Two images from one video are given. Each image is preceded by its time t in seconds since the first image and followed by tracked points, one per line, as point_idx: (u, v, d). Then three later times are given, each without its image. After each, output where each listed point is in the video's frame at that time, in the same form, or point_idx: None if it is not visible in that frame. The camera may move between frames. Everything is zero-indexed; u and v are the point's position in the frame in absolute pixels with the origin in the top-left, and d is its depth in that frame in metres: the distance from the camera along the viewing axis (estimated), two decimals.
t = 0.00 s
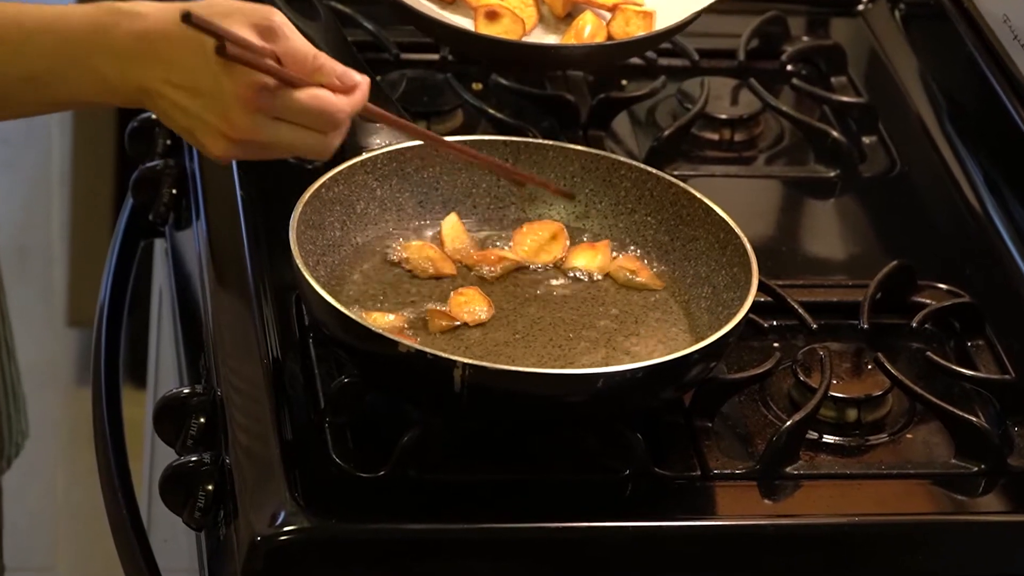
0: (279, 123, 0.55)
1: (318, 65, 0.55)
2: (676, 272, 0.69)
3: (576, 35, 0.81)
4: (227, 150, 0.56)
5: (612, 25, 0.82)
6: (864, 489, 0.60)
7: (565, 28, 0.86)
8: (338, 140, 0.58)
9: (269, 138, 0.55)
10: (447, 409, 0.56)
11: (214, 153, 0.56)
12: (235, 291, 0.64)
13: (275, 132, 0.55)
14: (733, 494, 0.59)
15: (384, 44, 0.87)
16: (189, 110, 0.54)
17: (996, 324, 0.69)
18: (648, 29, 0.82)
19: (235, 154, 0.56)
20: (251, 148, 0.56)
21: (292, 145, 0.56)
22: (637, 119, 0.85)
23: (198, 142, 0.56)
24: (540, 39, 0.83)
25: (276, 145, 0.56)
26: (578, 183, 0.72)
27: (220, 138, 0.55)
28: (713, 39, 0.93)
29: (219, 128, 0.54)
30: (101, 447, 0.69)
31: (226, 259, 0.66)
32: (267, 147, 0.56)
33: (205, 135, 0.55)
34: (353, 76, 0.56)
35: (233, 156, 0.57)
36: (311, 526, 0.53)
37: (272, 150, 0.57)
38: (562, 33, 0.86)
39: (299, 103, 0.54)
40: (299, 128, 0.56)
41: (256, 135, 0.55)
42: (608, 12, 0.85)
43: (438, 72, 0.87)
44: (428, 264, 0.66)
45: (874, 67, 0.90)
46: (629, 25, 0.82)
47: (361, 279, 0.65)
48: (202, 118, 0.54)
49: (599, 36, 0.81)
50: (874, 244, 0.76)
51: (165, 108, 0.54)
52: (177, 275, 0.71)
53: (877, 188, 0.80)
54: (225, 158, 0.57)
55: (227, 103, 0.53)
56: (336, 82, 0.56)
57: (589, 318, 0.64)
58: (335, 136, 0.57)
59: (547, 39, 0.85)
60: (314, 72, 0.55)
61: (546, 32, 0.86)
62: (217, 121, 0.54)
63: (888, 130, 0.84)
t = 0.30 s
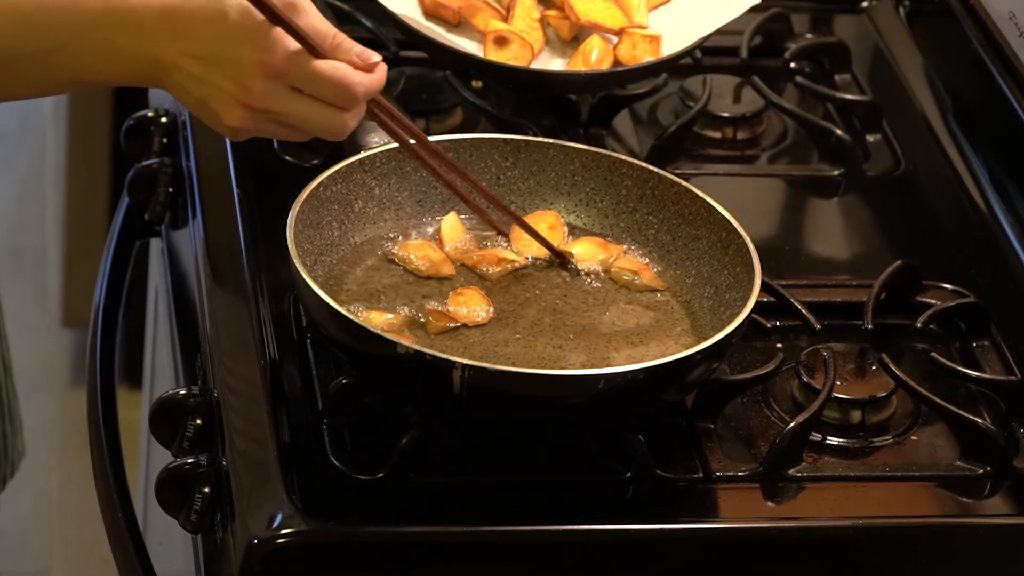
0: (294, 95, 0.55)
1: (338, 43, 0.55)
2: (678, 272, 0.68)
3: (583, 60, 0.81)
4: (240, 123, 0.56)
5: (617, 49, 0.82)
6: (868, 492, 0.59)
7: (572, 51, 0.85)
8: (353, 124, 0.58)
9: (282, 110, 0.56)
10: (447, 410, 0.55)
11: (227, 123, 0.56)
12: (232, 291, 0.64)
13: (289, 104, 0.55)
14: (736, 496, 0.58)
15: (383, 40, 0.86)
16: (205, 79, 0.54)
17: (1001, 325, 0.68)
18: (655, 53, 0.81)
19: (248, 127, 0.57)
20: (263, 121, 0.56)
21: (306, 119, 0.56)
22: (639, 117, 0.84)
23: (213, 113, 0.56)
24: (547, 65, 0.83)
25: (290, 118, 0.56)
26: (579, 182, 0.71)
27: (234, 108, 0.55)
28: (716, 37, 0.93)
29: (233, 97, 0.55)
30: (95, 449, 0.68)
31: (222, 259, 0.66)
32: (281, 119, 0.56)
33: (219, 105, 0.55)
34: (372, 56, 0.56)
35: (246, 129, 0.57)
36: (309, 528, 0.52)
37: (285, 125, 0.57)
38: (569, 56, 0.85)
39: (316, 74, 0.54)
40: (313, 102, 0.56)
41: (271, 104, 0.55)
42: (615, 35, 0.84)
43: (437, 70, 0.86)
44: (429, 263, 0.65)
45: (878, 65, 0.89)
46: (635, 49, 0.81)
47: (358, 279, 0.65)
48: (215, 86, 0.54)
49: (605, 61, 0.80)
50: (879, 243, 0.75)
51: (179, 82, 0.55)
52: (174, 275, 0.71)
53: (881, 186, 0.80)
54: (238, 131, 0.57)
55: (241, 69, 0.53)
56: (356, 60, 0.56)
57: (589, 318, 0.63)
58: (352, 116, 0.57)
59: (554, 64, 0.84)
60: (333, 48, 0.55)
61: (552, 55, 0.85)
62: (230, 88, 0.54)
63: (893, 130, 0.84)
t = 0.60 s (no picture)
0: (278, 108, 0.55)
1: (323, 52, 0.55)
2: (680, 271, 0.67)
3: (581, 59, 0.80)
4: (227, 135, 0.56)
5: (617, 48, 0.81)
6: (873, 494, 0.58)
7: (570, 51, 0.84)
8: (339, 131, 0.58)
9: (268, 122, 0.56)
10: (446, 411, 0.55)
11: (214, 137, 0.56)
12: (229, 289, 0.62)
13: (275, 117, 0.55)
14: (739, 499, 0.57)
15: (382, 38, 0.86)
16: (191, 92, 0.54)
17: (1007, 324, 0.68)
18: (654, 54, 0.81)
19: (236, 140, 0.57)
20: (251, 134, 0.57)
21: (292, 131, 0.56)
22: (640, 116, 0.84)
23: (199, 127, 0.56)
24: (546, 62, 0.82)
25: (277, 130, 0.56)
26: (579, 181, 0.71)
27: (219, 123, 0.56)
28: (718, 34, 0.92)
29: (219, 111, 0.55)
30: (91, 451, 0.67)
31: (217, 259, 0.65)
32: (267, 132, 0.57)
33: (204, 118, 0.55)
34: (358, 68, 0.56)
35: (234, 141, 0.57)
36: (307, 531, 0.52)
37: (273, 137, 0.57)
38: (566, 56, 0.84)
39: (301, 87, 0.54)
40: (299, 115, 0.56)
41: (258, 120, 0.55)
42: (613, 35, 0.83)
43: (437, 67, 0.86)
44: (426, 264, 0.65)
45: (881, 62, 0.88)
46: (634, 49, 0.81)
47: (357, 278, 0.64)
48: (201, 99, 0.54)
49: (604, 61, 0.80)
50: (883, 243, 0.74)
51: (164, 94, 0.54)
52: (170, 275, 0.70)
53: (885, 185, 0.79)
54: (225, 145, 0.57)
55: (227, 83, 0.53)
56: (341, 72, 0.55)
57: (590, 317, 0.63)
58: (337, 127, 0.57)
59: (552, 63, 0.84)
60: (318, 59, 0.54)
61: (550, 55, 0.84)
62: (216, 103, 0.54)
63: (897, 128, 0.83)
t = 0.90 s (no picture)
0: (269, 37, 0.53)
1: None
2: (682, 272, 0.66)
3: (587, 48, 0.79)
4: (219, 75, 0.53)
5: (623, 38, 0.80)
6: (877, 497, 0.58)
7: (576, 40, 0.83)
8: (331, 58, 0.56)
9: (261, 53, 0.53)
10: (445, 413, 0.54)
11: (207, 81, 0.53)
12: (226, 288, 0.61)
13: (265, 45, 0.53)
14: (742, 501, 0.57)
15: (380, 35, 0.85)
16: (180, 42, 0.52)
17: (1013, 325, 0.67)
18: (661, 42, 0.80)
19: (231, 81, 0.54)
20: (246, 74, 0.54)
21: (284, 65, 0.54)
22: (642, 114, 0.83)
23: (192, 74, 0.53)
24: (552, 50, 0.81)
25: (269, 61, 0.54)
26: (580, 180, 0.70)
27: (211, 63, 0.53)
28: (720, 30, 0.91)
29: (210, 49, 0.52)
30: (86, 453, 0.67)
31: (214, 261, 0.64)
32: (263, 68, 0.54)
33: (195, 63, 0.53)
34: None
35: (228, 86, 0.54)
36: (304, 534, 0.51)
37: (269, 73, 0.55)
38: (573, 45, 0.83)
39: (291, 10, 0.52)
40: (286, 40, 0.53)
41: (253, 54, 0.53)
42: (620, 24, 0.83)
43: (437, 65, 0.85)
44: (424, 264, 0.64)
45: (885, 60, 0.88)
46: (641, 37, 0.80)
47: (355, 279, 0.63)
48: (190, 44, 0.52)
49: (610, 49, 0.79)
50: (887, 242, 0.73)
51: (152, 53, 0.53)
52: (166, 275, 0.69)
53: (889, 184, 0.78)
54: (221, 88, 0.54)
55: (215, 21, 0.51)
56: None
57: (591, 318, 0.62)
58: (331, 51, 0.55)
59: (558, 51, 0.82)
60: None
61: (556, 44, 0.83)
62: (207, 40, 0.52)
63: (902, 126, 0.82)
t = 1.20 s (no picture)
0: None
1: None
2: (684, 272, 0.66)
3: (580, 42, 0.79)
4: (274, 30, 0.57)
5: (616, 31, 0.79)
6: (881, 499, 0.57)
7: (570, 34, 0.83)
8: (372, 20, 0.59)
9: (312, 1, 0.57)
10: (444, 415, 0.53)
11: (258, 31, 0.57)
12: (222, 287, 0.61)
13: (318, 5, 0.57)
14: (744, 504, 0.56)
15: (378, 32, 0.84)
16: None
17: (1018, 325, 0.66)
18: (655, 36, 0.79)
19: (279, 31, 0.57)
20: (295, 24, 0.58)
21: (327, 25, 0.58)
22: (643, 112, 0.82)
23: (242, 26, 0.57)
24: (545, 44, 0.81)
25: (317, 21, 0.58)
26: (581, 178, 0.69)
27: (262, 12, 0.56)
28: (722, 28, 0.91)
29: None
30: (82, 456, 0.66)
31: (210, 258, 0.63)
32: (311, 19, 0.58)
33: (244, 13, 0.56)
34: None
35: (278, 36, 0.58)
36: (302, 536, 0.50)
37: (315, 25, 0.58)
38: (566, 39, 0.83)
39: None
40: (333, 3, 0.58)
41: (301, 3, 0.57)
42: (614, 19, 0.82)
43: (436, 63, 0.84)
44: (423, 263, 0.63)
45: (889, 58, 0.87)
46: (635, 32, 0.79)
47: (354, 278, 0.63)
48: None
49: (603, 42, 0.78)
50: (891, 242, 0.73)
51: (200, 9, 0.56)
52: (163, 274, 0.68)
53: (893, 183, 0.77)
54: (270, 40, 0.58)
55: None
56: None
57: (593, 318, 0.61)
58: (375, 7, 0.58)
59: (551, 45, 0.82)
60: None
61: (549, 37, 0.83)
62: None
63: (907, 125, 0.82)
